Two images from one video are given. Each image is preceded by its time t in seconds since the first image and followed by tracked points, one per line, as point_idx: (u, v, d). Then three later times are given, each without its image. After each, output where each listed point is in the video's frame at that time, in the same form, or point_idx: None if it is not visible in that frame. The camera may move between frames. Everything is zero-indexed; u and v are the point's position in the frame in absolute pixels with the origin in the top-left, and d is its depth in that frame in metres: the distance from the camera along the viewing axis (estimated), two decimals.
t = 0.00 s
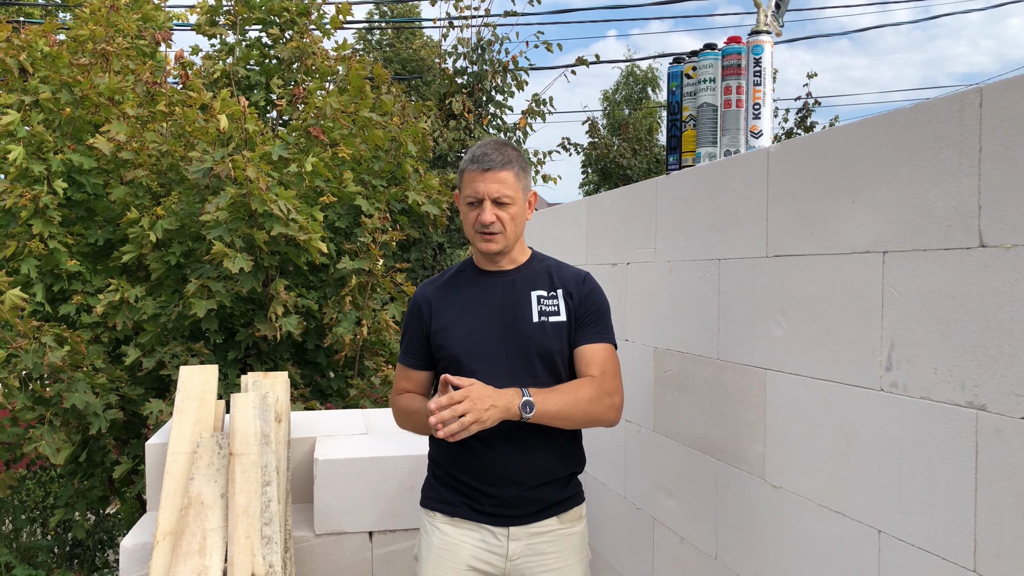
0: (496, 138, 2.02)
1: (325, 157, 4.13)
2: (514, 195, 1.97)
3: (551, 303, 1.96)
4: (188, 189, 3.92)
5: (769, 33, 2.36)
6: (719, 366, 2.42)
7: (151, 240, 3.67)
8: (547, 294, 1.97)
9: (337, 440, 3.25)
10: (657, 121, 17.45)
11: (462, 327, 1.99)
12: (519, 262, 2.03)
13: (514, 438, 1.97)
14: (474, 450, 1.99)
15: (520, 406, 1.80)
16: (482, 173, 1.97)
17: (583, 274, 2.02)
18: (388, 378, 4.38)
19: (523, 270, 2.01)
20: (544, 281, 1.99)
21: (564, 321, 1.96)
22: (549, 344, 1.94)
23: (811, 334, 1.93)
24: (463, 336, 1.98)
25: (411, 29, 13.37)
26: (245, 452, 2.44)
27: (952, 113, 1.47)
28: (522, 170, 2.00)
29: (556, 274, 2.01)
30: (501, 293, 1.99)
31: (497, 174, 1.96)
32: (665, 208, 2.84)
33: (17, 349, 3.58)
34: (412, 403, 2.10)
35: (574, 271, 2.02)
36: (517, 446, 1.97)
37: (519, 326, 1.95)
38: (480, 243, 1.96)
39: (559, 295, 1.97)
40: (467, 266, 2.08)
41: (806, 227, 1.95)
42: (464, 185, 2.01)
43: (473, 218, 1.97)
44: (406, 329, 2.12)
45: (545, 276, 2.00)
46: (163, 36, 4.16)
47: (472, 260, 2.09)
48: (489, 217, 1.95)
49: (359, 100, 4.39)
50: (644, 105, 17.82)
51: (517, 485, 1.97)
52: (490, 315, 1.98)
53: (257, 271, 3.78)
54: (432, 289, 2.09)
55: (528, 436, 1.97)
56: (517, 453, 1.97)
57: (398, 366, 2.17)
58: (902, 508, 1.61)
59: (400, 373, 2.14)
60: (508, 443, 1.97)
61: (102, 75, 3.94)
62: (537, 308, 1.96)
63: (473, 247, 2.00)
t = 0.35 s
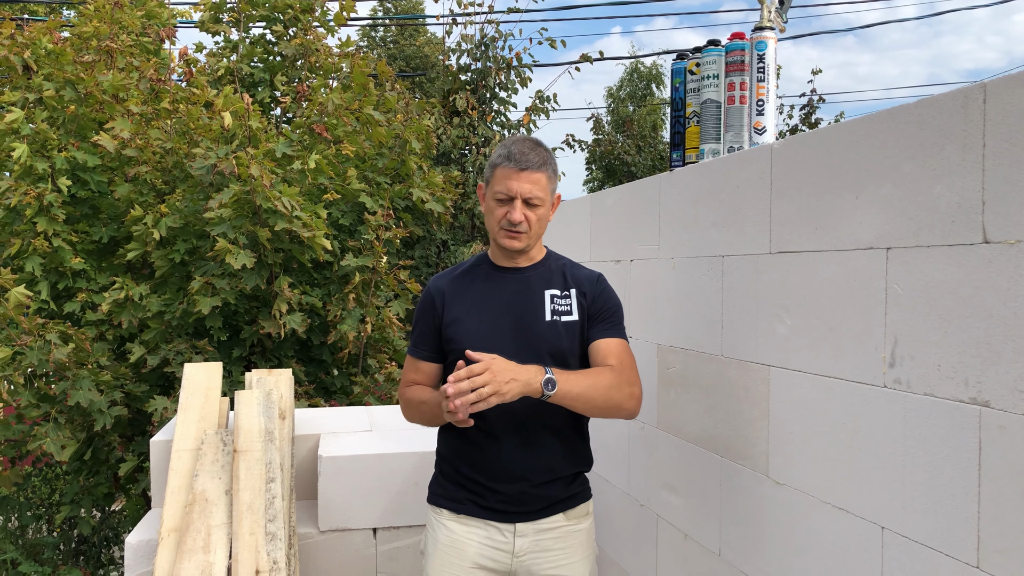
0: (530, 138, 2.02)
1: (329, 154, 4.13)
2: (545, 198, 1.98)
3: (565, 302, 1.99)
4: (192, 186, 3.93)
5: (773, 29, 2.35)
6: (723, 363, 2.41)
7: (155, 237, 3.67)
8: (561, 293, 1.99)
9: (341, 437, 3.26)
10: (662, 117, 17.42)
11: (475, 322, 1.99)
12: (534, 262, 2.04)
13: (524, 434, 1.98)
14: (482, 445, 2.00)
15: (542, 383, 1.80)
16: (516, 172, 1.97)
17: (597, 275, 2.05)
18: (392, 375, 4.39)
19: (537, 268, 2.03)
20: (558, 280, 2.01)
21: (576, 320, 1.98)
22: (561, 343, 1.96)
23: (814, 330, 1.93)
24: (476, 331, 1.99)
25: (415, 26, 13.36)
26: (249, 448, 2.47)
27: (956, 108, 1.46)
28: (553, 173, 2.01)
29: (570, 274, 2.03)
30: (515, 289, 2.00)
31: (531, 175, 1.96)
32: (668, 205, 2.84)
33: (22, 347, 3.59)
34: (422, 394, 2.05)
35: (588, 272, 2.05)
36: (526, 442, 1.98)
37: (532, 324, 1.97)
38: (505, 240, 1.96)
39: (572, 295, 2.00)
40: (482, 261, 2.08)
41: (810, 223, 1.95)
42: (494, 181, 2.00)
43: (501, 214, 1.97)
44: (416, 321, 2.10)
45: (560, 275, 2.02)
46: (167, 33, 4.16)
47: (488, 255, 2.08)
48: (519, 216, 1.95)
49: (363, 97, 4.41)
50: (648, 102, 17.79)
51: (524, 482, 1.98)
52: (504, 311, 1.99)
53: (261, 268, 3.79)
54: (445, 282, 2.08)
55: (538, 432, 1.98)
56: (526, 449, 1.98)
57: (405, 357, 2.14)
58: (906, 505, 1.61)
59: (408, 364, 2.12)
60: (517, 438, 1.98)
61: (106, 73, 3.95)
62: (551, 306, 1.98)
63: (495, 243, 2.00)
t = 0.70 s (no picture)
0: (557, 139, 2.02)
1: (330, 154, 4.14)
2: (571, 202, 1.98)
3: (585, 307, 2.01)
4: (194, 185, 3.93)
5: (774, 29, 2.35)
6: (724, 362, 2.42)
7: (157, 237, 3.68)
8: (582, 298, 2.02)
9: (343, 436, 3.26)
10: (663, 117, 17.41)
11: (494, 321, 2.00)
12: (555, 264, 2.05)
13: (535, 436, 1.98)
14: (493, 444, 2.00)
15: (601, 368, 1.82)
16: (543, 175, 1.96)
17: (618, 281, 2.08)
18: (394, 374, 4.40)
19: (558, 271, 2.04)
20: (579, 284, 2.04)
21: (595, 325, 2.01)
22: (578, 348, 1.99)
23: (816, 330, 1.93)
24: (494, 330, 2.00)
25: (416, 25, 13.37)
26: (251, 447, 2.48)
27: (957, 108, 1.46)
28: (580, 177, 2.01)
29: (592, 278, 2.05)
30: (536, 291, 2.02)
31: (558, 179, 1.96)
32: (670, 204, 2.84)
33: (24, 346, 3.60)
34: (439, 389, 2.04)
35: (609, 277, 2.07)
36: (537, 443, 1.98)
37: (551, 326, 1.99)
38: (529, 243, 1.97)
39: (593, 300, 2.02)
40: (504, 258, 2.08)
41: (811, 222, 1.95)
42: (521, 182, 2.00)
43: (526, 217, 1.97)
44: (434, 314, 2.09)
45: (582, 279, 2.04)
46: (169, 32, 4.17)
47: (508, 254, 2.09)
48: (544, 220, 1.95)
49: (364, 97, 4.43)
50: (649, 101, 17.79)
51: (532, 482, 1.99)
52: (525, 312, 2.00)
53: (263, 267, 3.79)
54: (466, 277, 2.08)
55: (550, 434, 1.98)
56: (536, 449, 1.98)
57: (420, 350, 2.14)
58: (907, 504, 1.61)
59: (424, 357, 2.11)
60: (528, 439, 1.98)
61: (107, 72, 3.95)
62: (571, 310, 2.00)
63: (519, 245, 2.00)
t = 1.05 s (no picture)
0: (575, 143, 2.03)
1: (326, 154, 4.13)
2: (588, 206, 2.00)
3: (594, 317, 2.02)
4: (190, 185, 3.93)
5: (769, 29, 2.36)
6: (720, 362, 2.42)
7: (152, 237, 3.68)
8: (592, 308, 2.02)
9: (339, 436, 3.26)
10: (660, 117, 17.42)
11: (503, 323, 2.00)
12: (567, 271, 2.06)
13: (536, 441, 1.97)
14: (494, 446, 2.00)
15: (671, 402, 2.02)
16: (561, 178, 1.98)
17: (629, 292, 2.08)
18: (390, 374, 4.39)
19: (568, 279, 2.05)
20: (590, 294, 2.04)
21: (603, 337, 2.01)
22: (584, 357, 1.99)
23: (811, 330, 1.93)
24: (502, 332, 2.00)
25: (413, 25, 13.37)
26: (247, 448, 2.46)
27: (950, 109, 1.47)
28: (597, 182, 2.02)
29: (602, 288, 2.06)
30: (547, 296, 2.02)
31: (577, 182, 1.98)
32: (665, 204, 2.84)
33: (20, 346, 3.59)
34: (447, 386, 2.03)
35: (621, 288, 2.07)
36: (538, 448, 1.98)
37: (559, 333, 1.99)
38: (544, 246, 1.97)
39: (603, 311, 2.03)
40: (517, 260, 2.08)
41: (806, 222, 1.96)
42: (538, 185, 2.01)
43: (542, 219, 1.98)
44: (446, 310, 2.09)
45: (592, 289, 2.05)
46: (165, 31, 4.15)
47: (521, 257, 2.09)
48: (561, 223, 1.96)
49: (360, 97, 4.42)
50: (646, 101, 17.81)
51: (531, 484, 2.00)
52: (534, 317, 2.01)
53: (259, 268, 3.79)
54: (479, 276, 2.08)
55: (551, 441, 1.98)
56: (537, 454, 1.98)
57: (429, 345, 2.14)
58: (901, 503, 1.61)
59: (433, 352, 2.11)
60: (527, 444, 1.98)
61: (103, 72, 3.95)
62: (580, 319, 2.01)
63: (534, 248, 2.00)
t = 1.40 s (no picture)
0: (588, 139, 2.05)
1: (321, 153, 4.12)
2: (600, 202, 2.01)
3: (599, 315, 2.03)
4: (184, 185, 3.91)
5: (763, 28, 2.37)
6: (715, 361, 2.42)
7: (147, 236, 3.66)
8: (597, 305, 2.03)
9: (335, 436, 3.25)
10: (655, 115, 17.43)
11: (509, 319, 1.99)
12: (575, 267, 2.06)
13: (540, 440, 1.97)
14: (497, 444, 2.00)
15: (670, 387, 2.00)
16: (577, 171, 1.98)
17: (632, 290, 2.11)
18: (385, 373, 4.38)
19: (575, 275, 2.05)
20: (595, 291, 2.05)
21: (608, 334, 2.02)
22: (589, 354, 1.99)
23: (806, 329, 1.93)
24: (508, 328, 1.98)
25: (407, 24, 13.36)
26: (242, 448, 2.46)
27: (944, 107, 1.47)
28: (609, 178, 2.04)
29: (607, 285, 2.07)
30: (553, 293, 2.01)
31: (591, 176, 1.99)
32: (660, 203, 2.84)
33: (13, 346, 3.57)
34: (452, 383, 2.01)
35: (624, 286, 2.09)
36: (541, 447, 1.97)
37: (565, 330, 1.99)
38: (558, 239, 1.96)
39: (608, 308, 2.04)
40: (522, 256, 2.07)
41: (801, 221, 1.95)
42: (552, 179, 2.01)
43: (556, 213, 1.98)
44: (449, 306, 2.06)
45: (597, 286, 2.05)
46: (159, 30, 4.15)
47: (527, 252, 2.08)
48: (576, 216, 1.96)
49: (355, 96, 4.41)
50: (641, 100, 17.82)
51: (533, 483, 2.00)
52: (540, 313, 2.00)
53: (253, 267, 3.78)
54: (483, 272, 2.06)
55: (554, 439, 1.98)
56: (540, 453, 1.98)
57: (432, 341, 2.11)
58: (896, 502, 1.61)
59: (437, 349, 2.08)
60: (532, 442, 1.97)
61: (96, 71, 3.93)
62: (586, 316, 2.01)
63: (544, 242, 1.99)
